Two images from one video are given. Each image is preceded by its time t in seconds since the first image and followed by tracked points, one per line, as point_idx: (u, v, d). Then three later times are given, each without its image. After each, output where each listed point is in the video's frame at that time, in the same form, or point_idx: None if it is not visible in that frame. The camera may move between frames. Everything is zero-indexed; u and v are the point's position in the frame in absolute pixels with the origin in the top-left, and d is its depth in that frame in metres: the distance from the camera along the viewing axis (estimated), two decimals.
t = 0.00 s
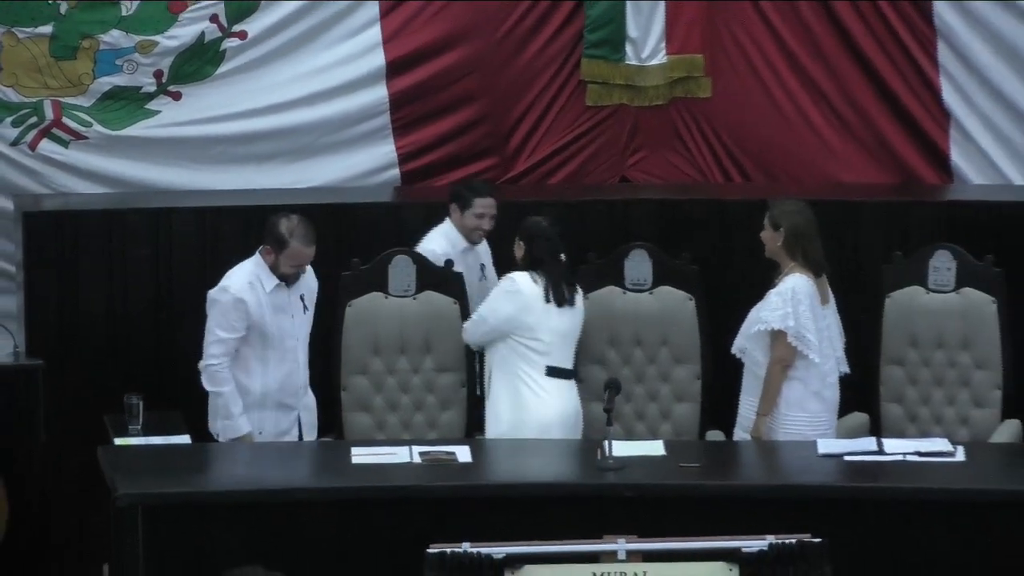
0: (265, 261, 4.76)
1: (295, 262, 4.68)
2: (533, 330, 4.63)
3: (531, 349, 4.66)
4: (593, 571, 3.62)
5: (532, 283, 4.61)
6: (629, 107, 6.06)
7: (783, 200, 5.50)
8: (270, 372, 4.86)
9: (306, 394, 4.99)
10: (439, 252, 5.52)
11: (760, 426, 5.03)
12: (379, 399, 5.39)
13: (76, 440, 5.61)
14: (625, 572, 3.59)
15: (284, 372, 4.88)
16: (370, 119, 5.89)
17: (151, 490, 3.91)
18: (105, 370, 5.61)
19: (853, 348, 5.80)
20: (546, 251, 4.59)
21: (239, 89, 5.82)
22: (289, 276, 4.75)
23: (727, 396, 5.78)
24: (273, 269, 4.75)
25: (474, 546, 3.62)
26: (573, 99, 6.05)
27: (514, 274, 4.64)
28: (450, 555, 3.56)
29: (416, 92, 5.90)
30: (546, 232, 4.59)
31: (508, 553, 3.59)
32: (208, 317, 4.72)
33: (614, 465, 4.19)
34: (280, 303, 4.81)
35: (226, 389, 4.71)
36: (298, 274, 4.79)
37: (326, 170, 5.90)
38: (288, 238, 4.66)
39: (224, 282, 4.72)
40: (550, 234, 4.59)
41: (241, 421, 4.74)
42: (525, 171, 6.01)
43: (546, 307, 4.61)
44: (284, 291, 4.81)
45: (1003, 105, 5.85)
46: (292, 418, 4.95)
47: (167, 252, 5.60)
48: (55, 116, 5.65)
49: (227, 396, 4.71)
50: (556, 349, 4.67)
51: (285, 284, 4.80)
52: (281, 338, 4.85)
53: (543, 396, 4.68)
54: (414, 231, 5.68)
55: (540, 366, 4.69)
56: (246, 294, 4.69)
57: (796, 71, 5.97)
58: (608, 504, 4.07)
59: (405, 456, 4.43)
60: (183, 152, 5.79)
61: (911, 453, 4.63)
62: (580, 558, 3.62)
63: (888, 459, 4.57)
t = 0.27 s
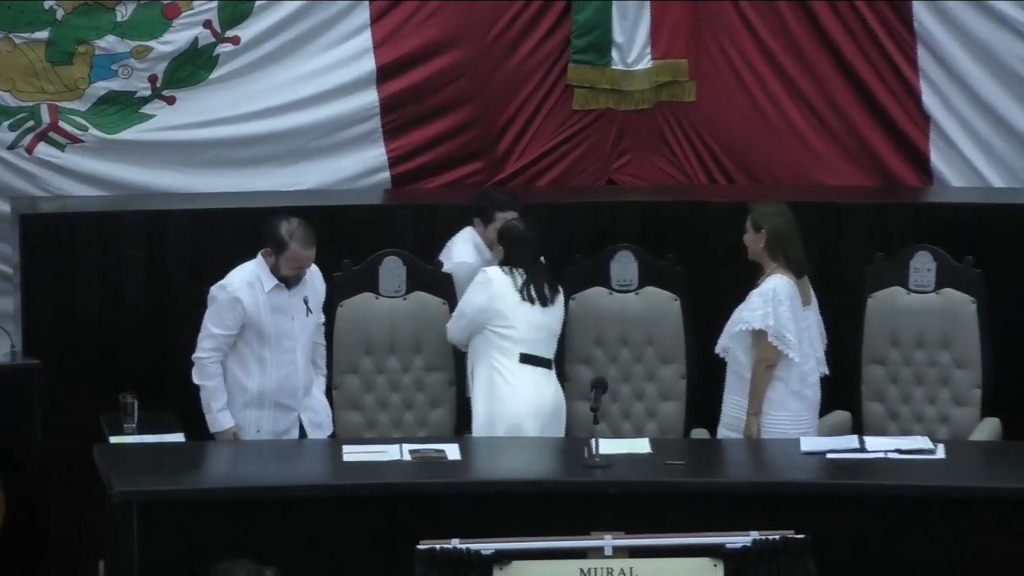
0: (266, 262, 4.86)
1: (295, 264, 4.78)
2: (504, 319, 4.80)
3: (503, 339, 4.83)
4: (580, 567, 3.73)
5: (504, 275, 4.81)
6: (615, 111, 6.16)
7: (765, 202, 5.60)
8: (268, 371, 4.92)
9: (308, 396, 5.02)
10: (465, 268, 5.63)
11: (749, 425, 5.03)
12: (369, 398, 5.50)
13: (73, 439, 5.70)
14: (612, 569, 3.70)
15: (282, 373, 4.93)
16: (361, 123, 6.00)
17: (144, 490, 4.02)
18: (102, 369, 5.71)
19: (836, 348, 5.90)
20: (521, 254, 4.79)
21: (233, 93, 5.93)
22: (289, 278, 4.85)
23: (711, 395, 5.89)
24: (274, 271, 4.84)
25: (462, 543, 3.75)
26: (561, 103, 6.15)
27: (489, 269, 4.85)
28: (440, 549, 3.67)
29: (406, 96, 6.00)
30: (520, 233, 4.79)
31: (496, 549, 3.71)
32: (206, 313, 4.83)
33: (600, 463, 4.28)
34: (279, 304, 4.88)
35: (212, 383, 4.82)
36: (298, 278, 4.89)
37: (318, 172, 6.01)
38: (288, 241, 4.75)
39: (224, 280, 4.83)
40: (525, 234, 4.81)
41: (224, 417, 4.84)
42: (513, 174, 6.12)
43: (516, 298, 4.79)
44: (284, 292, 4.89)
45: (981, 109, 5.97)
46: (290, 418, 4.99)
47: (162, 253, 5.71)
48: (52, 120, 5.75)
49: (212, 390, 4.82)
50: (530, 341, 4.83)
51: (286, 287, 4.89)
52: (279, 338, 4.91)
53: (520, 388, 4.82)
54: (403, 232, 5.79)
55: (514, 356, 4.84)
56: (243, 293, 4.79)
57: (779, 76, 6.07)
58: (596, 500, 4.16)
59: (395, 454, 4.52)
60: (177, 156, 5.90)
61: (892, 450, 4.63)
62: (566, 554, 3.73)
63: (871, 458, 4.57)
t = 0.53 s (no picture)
0: (284, 265, 4.79)
1: (311, 268, 4.70)
2: (481, 317, 4.81)
3: (482, 338, 4.84)
4: (569, 567, 3.73)
5: (480, 275, 4.83)
6: (604, 112, 6.16)
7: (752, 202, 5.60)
8: (278, 375, 4.82)
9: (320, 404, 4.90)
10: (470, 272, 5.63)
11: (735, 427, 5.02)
12: (357, 397, 5.51)
13: (61, 439, 5.70)
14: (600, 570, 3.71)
15: (293, 377, 4.83)
16: (349, 124, 6.00)
17: (131, 490, 4.01)
18: (90, 369, 5.71)
19: (824, 348, 5.90)
20: (506, 256, 4.81)
21: (220, 94, 5.92)
22: (306, 282, 4.77)
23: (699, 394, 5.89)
24: (290, 275, 4.76)
25: (450, 543, 3.72)
26: (549, 103, 6.15)
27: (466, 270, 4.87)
28: (429, 549, 3.66)
29: (394, 97, 6.00)
30: (501, 236, 4.80)
31: (485, 550, 3.69)
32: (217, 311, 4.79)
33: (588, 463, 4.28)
34: (293, 307, 4.79)
35: (207, 379, 4.81)
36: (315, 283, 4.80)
37: (306, 172, 6.02)
38: (304, 244, 4.67)
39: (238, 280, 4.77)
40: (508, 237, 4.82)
41: (214, 411, 4.84)
42: (502, 174, 6.13)
43: (492, 297, 4.80)
44: (299, 296, 4.80)
45: (968, 108, 5.98)
46: (300, 424, 4.88)
47: (150, 253, 5.71)
48: (39, 120, 5.75)
49: (206, 385, 4.81)
50: (510, 338, 4.83)
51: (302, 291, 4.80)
52: (291, 342, 4.81)
53: (503, 384, 4.82)
54: (392, 232, 5.78)
55: (495, 354, 4.84)
56: (254, 293, 4.73)
57: (768, 76, 6.08)
58: (585, 499, 4.17)
59: (384, 454, 4.50)
60: (166, 156, 5.90)
61: (881, 450, 4.60)
62: (555, 555, 3.72)
63: (859, 457, 4.53)
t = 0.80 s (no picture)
0: (308, 264, 4.75)
1: (334, 268, 4.67)
2: (469, 317, 4.82)
3: (470, 338, 4.84)
4: (558, 567, 3.67)
5: (467, 275, 4.84)
6: (592, 112, 6.17)
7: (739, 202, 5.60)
8: (293, 373, 4.82)
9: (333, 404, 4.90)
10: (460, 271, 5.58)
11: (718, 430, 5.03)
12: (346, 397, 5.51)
13: (49, 439, 5.69)
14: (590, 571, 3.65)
15: (308, 377, 4.83)
16: (338, 124, 6.01)
17: (120, 489, 3.99)
18: (78, 370, 5.70)
19: (812, 348, 5.91)
20: (494, 257, 4.80)
21: (209, 94, 5.92)
22: (329, 282, 4.73)
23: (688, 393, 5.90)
24: (312, 273, 4.74)
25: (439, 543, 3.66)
26: (538, 103, 6.15)
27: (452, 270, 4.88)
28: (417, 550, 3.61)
29: (383, 97, 6.01)
30: (488, 236, 4.80)
31: (473, 550, 3.61)
32: (237, 306, 4.77)
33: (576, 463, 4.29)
34: (313, 307, 4.78)
35: (221, 378, 4.81)
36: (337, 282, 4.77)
37: (295, 173, 6.03)
38: (328, 243, 4.64)
39: (261, 277, 4.75)
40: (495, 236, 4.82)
41: (228, 409, 4.84)
42: (491, 174, 6.13)
43: (479, 297, 4.81)
44: (320, 296, 4.78)
45: (957, 109, 5.98)
46: (312, 424, 4.88)
47: (138, 254, 5.70)
48: (28, 121, 5.75)
49: (221, 383, 4.82)
50: (497, 337, 4.83)
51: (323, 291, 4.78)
52: (308, 342, 4.80)
53: (492, 383, 4.82)
54: (381, 233, 5.78)
55: (483, 354, 4.84)
56: (274, 291, 4.71)
57: (756, 77, 6.08)
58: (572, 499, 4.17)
59: (373, 454, 4.46)
60: (155, 157, 5.91)
61: (869, 450, 4.58)
62: (546, 555, 3.64)
63: (847, 457, 4.52)
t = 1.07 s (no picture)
0: (316, 263, 4.75)
1: (339, 270, 4.65)
2: (459, 319, 4.81)
3: (460, 340, 4.84)
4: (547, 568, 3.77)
5: (455, 276, 4.83)
6: (581, 112, 6.17)
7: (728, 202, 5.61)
8: (297, 373, 4.82)
9: (338, 405, 4.87)
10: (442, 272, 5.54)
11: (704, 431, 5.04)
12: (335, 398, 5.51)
13: (38, 440, 5.69)
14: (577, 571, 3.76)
15: (311, 377, 4.82)
16: (327, 124, 6.01)
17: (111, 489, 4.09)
18: (67, 370, 5.70)
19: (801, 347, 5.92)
20: (482, 256, 4.80)
21: (198, 95, 5.92)
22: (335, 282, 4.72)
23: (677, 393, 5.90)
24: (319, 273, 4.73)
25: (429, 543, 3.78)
26: (527, 103, 6.15)
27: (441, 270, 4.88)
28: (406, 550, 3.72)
29: (372, 97, 6.01)
30: (476, 236, 4.78)
31: (462, 550, 3.72)
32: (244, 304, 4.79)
33: (565, 463, 4.30)
34: (319, 307, 4.78)
35: (236, 368, 4.75)
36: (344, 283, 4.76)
37: (285, 173, 6.03)
38: (336, 244, 4.63)
39: (269, 276, 4.77)
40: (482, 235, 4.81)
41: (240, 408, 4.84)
42: (480, 174, 6.14)
43: (469, 298, 4.80)
44: (326, 297, 4.78)
45: (945, 109, 6.01)
46: (314, 425, 4.86)
47: (127, 255, 5.70)
48: (16, 121, 5.75)
49: (235, 375, 4.75)
50: (487, 339, 4.83)
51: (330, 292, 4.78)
52: (312, 342, 4.80)
53: (481, 385, 4.82)
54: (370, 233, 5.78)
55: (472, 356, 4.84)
56: (279, 289, 4.73)
57: (745, 78, 6.09)
58: (562, 499, 4.23)
59: (362, 454, 4.47)
60: (145, 157, 5.91)
61: (858, 450, 4.57)
62: (538, 554, 3.76)
63: (836, 457, 4.50)
